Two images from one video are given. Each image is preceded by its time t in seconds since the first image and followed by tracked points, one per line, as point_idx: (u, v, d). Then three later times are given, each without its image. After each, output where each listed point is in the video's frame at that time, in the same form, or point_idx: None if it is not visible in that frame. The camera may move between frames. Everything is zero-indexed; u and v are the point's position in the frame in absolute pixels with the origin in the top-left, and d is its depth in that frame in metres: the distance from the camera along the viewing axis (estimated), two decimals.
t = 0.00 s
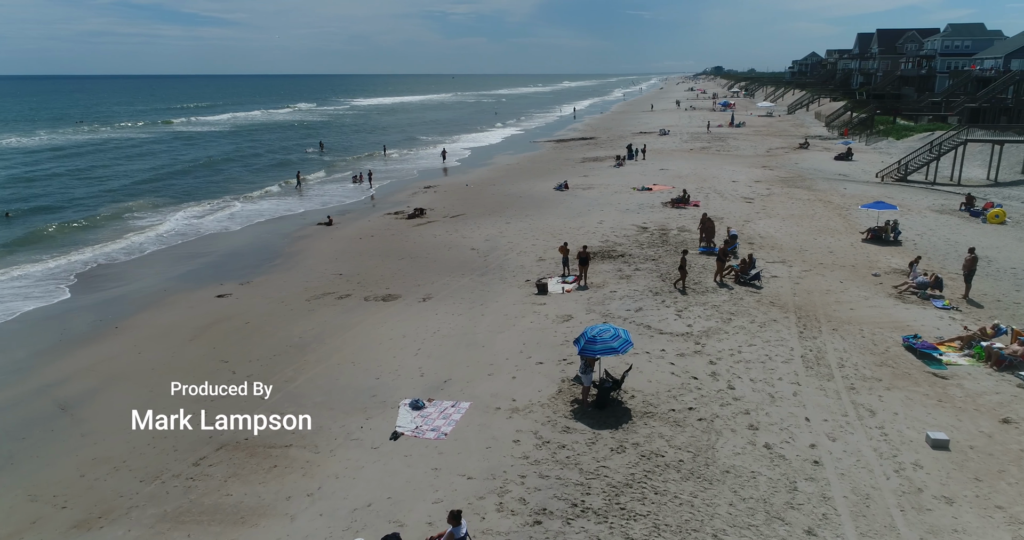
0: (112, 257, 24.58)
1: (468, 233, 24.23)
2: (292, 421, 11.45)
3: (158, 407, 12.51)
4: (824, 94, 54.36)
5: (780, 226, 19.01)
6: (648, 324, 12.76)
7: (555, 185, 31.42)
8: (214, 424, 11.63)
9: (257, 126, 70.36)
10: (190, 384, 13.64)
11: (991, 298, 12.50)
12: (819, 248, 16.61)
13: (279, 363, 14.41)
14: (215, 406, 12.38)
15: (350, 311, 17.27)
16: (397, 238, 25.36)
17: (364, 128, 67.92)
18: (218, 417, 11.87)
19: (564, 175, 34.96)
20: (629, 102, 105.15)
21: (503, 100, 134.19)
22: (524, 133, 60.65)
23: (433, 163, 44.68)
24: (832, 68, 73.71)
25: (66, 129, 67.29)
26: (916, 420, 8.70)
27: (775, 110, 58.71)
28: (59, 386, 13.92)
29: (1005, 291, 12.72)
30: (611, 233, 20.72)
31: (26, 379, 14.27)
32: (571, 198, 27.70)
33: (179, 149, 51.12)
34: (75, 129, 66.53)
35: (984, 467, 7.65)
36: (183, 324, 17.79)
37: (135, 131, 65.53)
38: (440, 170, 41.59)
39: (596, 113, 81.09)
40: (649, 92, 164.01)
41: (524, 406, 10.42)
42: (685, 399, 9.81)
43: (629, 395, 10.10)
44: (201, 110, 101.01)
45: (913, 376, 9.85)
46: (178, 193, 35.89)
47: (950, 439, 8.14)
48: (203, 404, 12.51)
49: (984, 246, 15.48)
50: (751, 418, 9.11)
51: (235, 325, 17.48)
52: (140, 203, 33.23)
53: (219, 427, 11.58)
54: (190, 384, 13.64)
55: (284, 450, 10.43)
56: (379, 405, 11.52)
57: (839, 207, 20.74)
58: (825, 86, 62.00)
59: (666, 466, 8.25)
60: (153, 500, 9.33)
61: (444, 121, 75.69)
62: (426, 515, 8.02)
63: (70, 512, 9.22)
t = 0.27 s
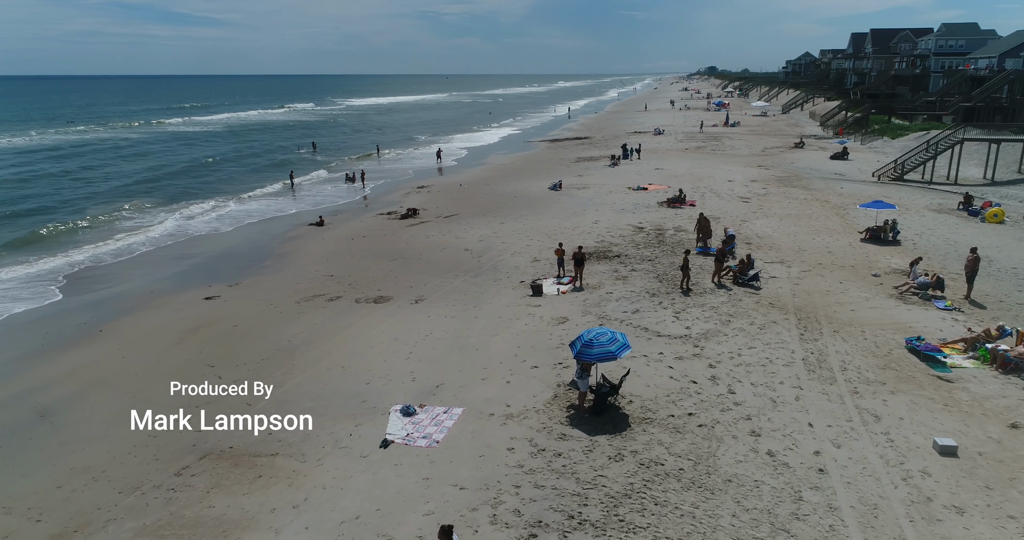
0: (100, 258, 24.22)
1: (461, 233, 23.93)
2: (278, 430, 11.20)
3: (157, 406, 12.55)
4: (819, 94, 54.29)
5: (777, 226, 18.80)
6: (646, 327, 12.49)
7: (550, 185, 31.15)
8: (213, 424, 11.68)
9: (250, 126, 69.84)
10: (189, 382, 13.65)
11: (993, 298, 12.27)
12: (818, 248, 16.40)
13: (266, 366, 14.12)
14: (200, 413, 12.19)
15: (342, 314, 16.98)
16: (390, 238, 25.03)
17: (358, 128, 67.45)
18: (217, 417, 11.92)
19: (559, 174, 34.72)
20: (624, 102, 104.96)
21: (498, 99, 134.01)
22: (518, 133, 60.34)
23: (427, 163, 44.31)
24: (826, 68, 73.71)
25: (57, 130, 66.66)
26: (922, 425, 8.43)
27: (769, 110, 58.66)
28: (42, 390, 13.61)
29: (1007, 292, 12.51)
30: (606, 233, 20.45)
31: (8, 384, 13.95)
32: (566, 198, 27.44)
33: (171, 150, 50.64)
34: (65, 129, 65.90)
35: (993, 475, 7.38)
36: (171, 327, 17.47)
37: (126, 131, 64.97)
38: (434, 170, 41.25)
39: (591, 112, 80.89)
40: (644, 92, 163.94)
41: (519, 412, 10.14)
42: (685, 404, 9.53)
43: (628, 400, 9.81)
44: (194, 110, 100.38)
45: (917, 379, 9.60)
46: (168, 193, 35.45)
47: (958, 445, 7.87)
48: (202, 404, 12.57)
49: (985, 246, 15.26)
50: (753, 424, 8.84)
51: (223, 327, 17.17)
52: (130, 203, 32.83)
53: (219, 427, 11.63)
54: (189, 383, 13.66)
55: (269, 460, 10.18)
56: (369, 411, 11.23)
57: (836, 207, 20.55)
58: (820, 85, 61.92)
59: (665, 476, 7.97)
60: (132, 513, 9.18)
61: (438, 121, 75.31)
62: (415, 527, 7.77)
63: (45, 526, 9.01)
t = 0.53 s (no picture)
0: (77, 260, 23.59)
1: (449, 234, 23.56)
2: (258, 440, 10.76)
3: (157, 406, 12.36)
4: (806, 94, 54.48)
5: (768, 225, 18.63)
6: (637, 329, 12.22)
7: (539, 184, 30.86)
8: (212, 424, 11.49)
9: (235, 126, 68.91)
10: (190, 382, 13.47)
11: (986, 298, 12.14)
12: (809, 247, 16.23)
13: (246, 372, 13.71)
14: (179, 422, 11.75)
15: (326, 317, 16.57)
16: (377, 239, 24.61)
17: (345, 128, 66.76)
18: (217, 417, 11.73)
19: (548, 174, 34.44)
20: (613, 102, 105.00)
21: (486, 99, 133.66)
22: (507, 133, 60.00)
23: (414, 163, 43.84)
24: (813, 68, 74.07)
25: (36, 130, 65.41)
26: (922, 429, 8.21)
27: (757, 109, 58.79)
28: (12, 398, 13.12)
29: (1001, 291, 12.38)
30: (596, 233, 20.19)
31: None
32: (555, 198, 27.16)
33: (153, 150, 49.76)
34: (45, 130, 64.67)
35: (997, 480, 7.16)
36: (150, 331, 16.96)
37: (108, 132, 63.87)
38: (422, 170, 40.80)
39: (579, 112, 80.79)
40: (632, 92, 164.22)
41: (508, 418, 9.81)
42: (679, 409, 9.25)
43: (619, 406, 9.51)
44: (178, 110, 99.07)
45: (915, 381, 9.39)
46: (149, 193, 34.74)
47: (959, 450, 7.66)
48: (202, 404, 12.36)
49: (976, 244, 15.16)
50: (748, 430, 8.58)
51: (204, 331, 16.69)
52: (110, 204, 32.12)
53: (219, 427, 11.42)
54: (189, 382, 13.48)
55: (248, 470, 9.80)
56: (354, 419, 10.85)
57: (826, 206, 20.45)
58: (807, 85, 62.21)
59: (660, 485, 7.68)
60: (102, 529, 8.77)
61: (426, 121, 74.79)
62: None
63: None
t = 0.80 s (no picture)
0: (50, 262, 22.85)
1: (435, 234, 23.16)
2: (236, 450, 10.31)
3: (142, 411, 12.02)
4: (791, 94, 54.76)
5: (756, 224, 18.50)
6: (627, 331, 11.95)
7: (526, 184, 30.57)
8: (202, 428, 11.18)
9: (216, 126, 67.80)
10: (190, 382, 13.24)
11: (977, 297, 12.05)
12: (798, 246, 16.10)
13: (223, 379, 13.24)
14: (153, 432, 11.27)
15: (308, 321, 16.13)
16: (361, 240, 24.16)
17: (329, 128, 65.96)
18: (203, 422, 11.39)
19: (535, 173, 34.17)
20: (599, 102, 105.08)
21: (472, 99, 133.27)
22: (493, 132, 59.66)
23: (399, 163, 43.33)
24: (797, 68, 74.56)
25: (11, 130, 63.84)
26: (919, 432, 8.02)
27: (743, 109, 59.02)
28: None
29: (991, 290, 12.30)
30: (584, 233, 19.94)
31: None
32: (542, 197, 26.88)
33: (132, 150, 48.70)
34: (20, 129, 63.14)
35: (998, 485, 6.98)
36: (124, 336, 16.39)
37: (85, 132, 62.48)
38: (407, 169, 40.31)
39: (565, 111, 80.65)
40: (618, 92, 164.59)
41: (495, 425, 9.48)
42: (671, 414, 8.98)
43: (610, 411, 9.22)
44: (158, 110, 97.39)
45: (910, 383, 9.22)
46: (127, 194, 33.90)
47: (959, 455, 7.46)
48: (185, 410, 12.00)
49: (964, 243, 15.11)
50: (743, 435, 8.33)
51: (181, 336, 16.16)
52: (86, 205, 31.27)
53: (218, 427, 11.19)
54: (190, 382, 13.27)
55: (224, 482, 9.37)
56: (336, 427, 10.45)
57: (814, 205, 20.38)
58: (791, 84, 62.64)
59: (654, 494, 7.38)
60: None
61: (412, 121, 74.20)
62: None
63: None
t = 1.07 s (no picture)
0: (26, 265, 22.20)
1: (423, 235, 22.78)
2: (215, 460, 9.91)
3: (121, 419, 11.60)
4: (779, 93, 54.90)
5: (748, 224, 18.32)
6: (620, 333, 11.67)
7: (515, 183, 30.25)
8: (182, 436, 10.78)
9: (201, 126, 66.84)
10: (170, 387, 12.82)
11: (973, 297, 11.90)
12: (791, 246, 15.92)
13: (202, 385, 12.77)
14: (129, 441, 10.83)
15: (292, 324, 15.70)
16: (348, 240, 23.73)
17: (316, 128, 65.25)
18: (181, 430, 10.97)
19: (524, 173, 33.87)
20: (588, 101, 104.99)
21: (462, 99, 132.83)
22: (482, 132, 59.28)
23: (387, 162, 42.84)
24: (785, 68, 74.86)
25: None
26: (920, 437, 7.80)
27: (731, 108, 59.12)
28: None
29: (986, 290, 12.16)
30: (574, 233, 19.67)
31: None
32: (532, 197, 26.58)
33: (114, 150, 47.79)
34: None
35: (1004, 492, 6.76)
36: (102, 340, 15.87)
37: (67, 131, 61.31)
38: (395, 169, 39.83)
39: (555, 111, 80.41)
40: (607, 92, 164.75)
41: (484, 432, 9.15)
42: (666, 419, 8.70)
43: (603, 417, 8.92)
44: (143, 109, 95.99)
45: (909, 385, 9.02)
46: (108, 194, 33.17)
47: (963, 461, 7.23)
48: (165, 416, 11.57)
49: (957, 242, 15.00)
50: (740, 441, 8.07)
51: (161, 340, 15.68)
52: (64, 206, 30.52)
53: (219, 427, 10.93)
54: (190, 382, 13.02)
55: (201, 495, 8.95)
56: (319, 435, 10.07)
57: (805, 204, 20.25)
58: (779, 84, 62.83)
59: (649, 505, 7.09)
60: None
61: (400, 120, 73.62)
62: None
63: None
